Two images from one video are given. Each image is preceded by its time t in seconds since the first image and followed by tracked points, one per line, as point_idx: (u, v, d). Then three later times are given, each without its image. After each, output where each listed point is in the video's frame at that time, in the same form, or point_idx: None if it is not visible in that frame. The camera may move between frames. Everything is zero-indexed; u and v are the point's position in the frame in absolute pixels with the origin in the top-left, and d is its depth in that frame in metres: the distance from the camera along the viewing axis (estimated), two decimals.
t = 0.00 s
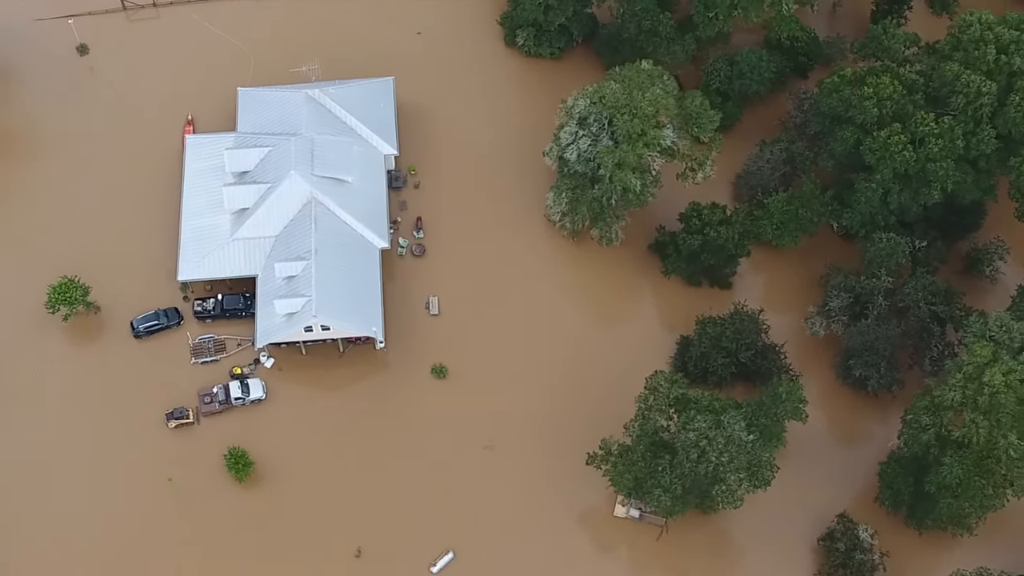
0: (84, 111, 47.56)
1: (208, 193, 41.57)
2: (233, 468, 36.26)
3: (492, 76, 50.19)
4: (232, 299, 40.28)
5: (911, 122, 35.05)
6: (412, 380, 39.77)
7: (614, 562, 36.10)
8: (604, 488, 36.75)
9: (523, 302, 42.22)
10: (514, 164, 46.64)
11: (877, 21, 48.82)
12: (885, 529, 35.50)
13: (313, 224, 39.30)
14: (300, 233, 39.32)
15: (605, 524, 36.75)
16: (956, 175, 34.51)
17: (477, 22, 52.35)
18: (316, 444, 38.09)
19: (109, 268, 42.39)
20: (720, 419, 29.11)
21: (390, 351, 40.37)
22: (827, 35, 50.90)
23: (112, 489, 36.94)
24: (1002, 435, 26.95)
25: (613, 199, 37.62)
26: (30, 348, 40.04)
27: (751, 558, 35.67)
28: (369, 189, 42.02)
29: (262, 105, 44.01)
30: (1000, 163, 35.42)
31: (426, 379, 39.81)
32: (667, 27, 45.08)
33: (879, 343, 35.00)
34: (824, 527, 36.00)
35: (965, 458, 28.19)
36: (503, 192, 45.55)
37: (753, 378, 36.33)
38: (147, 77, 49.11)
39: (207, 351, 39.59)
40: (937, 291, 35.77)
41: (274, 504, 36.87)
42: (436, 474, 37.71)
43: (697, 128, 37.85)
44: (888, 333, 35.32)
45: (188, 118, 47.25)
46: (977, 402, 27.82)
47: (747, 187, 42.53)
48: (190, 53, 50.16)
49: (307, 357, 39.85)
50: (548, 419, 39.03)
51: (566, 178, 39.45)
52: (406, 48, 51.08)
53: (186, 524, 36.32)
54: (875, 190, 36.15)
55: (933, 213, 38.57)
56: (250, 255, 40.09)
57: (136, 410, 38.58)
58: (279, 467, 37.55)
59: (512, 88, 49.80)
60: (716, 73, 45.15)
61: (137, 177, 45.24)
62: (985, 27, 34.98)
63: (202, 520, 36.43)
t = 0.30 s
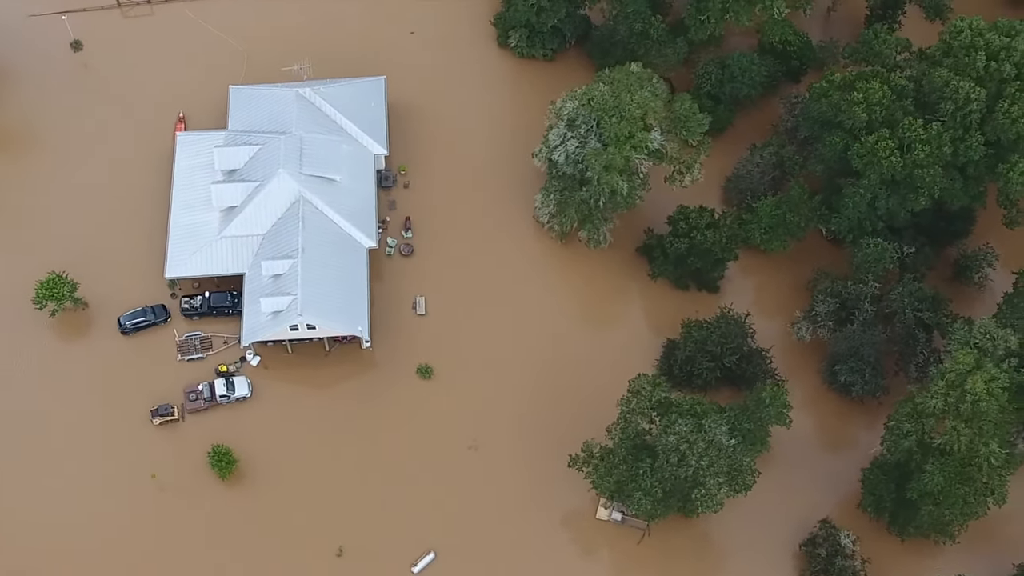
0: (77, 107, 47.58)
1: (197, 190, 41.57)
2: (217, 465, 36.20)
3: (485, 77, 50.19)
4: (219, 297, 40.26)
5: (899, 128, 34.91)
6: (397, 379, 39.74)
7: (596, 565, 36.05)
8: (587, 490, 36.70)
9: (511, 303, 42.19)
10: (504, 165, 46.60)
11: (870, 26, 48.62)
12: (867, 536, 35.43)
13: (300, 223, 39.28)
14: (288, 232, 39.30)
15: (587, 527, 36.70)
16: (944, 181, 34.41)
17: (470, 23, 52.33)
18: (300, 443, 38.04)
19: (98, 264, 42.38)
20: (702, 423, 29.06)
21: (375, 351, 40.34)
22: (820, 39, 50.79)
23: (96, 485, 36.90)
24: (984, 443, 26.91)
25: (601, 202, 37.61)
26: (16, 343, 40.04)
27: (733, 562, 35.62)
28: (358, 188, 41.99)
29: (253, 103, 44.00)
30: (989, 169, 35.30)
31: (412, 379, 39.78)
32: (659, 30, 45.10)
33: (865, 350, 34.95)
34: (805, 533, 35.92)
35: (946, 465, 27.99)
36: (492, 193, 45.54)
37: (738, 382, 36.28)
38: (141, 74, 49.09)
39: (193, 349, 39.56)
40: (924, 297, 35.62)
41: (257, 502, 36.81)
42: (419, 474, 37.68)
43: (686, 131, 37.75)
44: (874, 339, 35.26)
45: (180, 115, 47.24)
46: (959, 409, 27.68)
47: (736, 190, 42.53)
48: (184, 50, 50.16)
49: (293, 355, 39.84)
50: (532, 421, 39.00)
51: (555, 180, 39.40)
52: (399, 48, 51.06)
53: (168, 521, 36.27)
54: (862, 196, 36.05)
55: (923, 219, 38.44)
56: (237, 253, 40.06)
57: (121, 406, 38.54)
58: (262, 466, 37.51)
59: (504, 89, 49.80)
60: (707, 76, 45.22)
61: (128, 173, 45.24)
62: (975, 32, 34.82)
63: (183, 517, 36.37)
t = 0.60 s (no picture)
0: (70, 103, 47.60)
1: (187, 188, 41.59)
2: (201, 463, 36.24)
3: (477, 78, 50.19)
4: (206, 295, 40.26)
5: (887, 134, 34.76)
6: (383, 379, 39.74)
7: (577, 568, 36.00)
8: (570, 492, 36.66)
9: (499, 305, 42.18)
10: (495, 166, 46.57)
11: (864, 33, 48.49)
12: (849, 542, 35.37)
13: (288, 222, 39.29)
14: (276, 231, 39.32)
15: (570, 530, 36.66)
16: (931, 188, 34.29)
17: (464, 24, 52.33)
18: (284, 442, 38.02)
19: (87, 260, 42.37)
20: (683, 428, 29.02)
21: (362, 350, 40.32)
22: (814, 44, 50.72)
23: (79, 481, 36.85)
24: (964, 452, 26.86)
25: (589, 204, 37.62)
26: (4, 338, 40.04)
27: (714, 566, 35.57)
28: (347, 188, 42.00)
29: (245, 101, 44.01)
30: (978, 177, 35.16)
31: (397, 379, 39.76)
32: (651, 33, 45.11)
33: (850, 356, 34.92)
34: (788, 538, 35.84)
35: (927, 473, 27.80)
36: (482, 194, 45.51)
37: (723, 387, 36.25)
38: (134, 70, 49.11)
39: (180, 346, 39.54)
40: (911, 304, 35.49)
41: (240, 501, 36.78)
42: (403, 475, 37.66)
43: (674, 134, 37.69)
44: (860, 345, 35.22)
45: (173, 113, 47.25)
46: (941, 417, 27.59)
47: (726, 195, 42.60)
48: (178, 47, 50.18)
49: (279, 354, 39.83)
50: (517, 422, 38.97)
51: (544, 182, 39.41)
52: (393, 48, 51.06)
53: (151, 518, 36.23)
54: (850, 202, 35.93)
55: (912, 226, 38.32)
56: (225, 251, 40.05)
57: (107, 403, 38.51)
58: (246, 464, 37.49)
59: (497, 90, 49.79)
60: (698, 80, 45.24)
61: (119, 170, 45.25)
62: (966, 39, 34.62)
63: (167, 515, 36.31)
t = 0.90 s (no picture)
0: (71, 97, 47.76)
1: (184, 183, 41.67)
2: (189, 459, 36.28)
3: (477, 79, 50.22)
4: (201, 291, 40.35)
5: (883, 144, 34.55)
6: (374, 379, 39.81)
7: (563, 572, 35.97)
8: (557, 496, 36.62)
9: (492, 306, 42.21)
10: (491, 168, 46.58)
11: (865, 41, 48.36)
12: (835, 552, 35.31)
13: (283, 220, 39.38)
14: (270, 228, 39.37)
15: (557, 533, 36.64)
16: (926, 199, 34.06)
17: (465, 25, 52.37)
18: (274, 439, 38.07)
19: (83, 254, 42.47)
20: (670, 434, 28.99)
21: (354, 350, 40.37)
22: (815, 52, 50.60)
23: (68, 474, 36.90)
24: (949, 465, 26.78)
25: (584, 208, 37.64)
26: None
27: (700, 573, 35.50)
28: (343, 187, 42.05)
29: (244, 99, 44.11)
30: (974, 188, 34.90)
31: (388, 379, 39.81)
32: (650, 37, 45.16)
33: (841, 365, 34.77)
34: (774, 548, 35.76)
35: (913, 485, 27.76)
36: (479, 196, 45.53)
37: (714, 394, 36.19)
38: (136, 66, 49.22)
39: (173, 341, 39.63)
40: (903, 315, 35.39)
41: (227, 497, 36.81)
42: (391, 475, 37.67)
43: (670, 139, 37.58)
44: (851, 355, 35.10)
45: (173, 109, 47.35)
46: (928, 429, 27.50)
47: (723, 201, 42.51)
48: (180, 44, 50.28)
49: (271, 351, 39.91)
50: (507, 425, 38.96)
51: (540, 185, 39.51)
52: (393, 47, 51.11)
53: (138, 513, 36.26)
54: (845, 212, 35.73)
55: (908, 236, 38.14)
56: (220, 248, 40.11)
57: (98, 397, 38.57)
58: (235, 461, 37.53)
59: (496, 92, 49.82)
60: (697, 85, 45.23)
61: (117, 165, 45.36)
62: (965, 50, 34.28)
63: (155, 510, 36.36)
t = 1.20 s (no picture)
0: (79, 90, 48.07)
1: (187, 178, 41.87)
2: (183, 452, 36.42)
3: (483, 81, 50.29)
4: (200, 285, 40.57)
5: (885, 155, 34.26)
6: (370, 378, 39.95)
7: None
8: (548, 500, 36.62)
9: (490, 308, 42.27)
10: (494, 170, 46.62)
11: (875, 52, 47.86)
12: (825, 565, 35.19)
13: (284, 217, 39.53)
14: (270, 225, 39.52)
15: (546, 537, 36.64)
16: (926, 212, 33.78)
17: (473, 27, 52.47)
18: (267, 435, 38.23)
19: (86, 245, 42.73)
20: (660, 441, 28.90)
21: (351, 348, 40.52)
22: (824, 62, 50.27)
23: (63, 464, 37.11)
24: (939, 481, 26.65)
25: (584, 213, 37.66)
26: None
27: None
28: (345, 185, 42.18)
29: (249, 95, 44.27)
30: (976, 202, 34.64)
31: (384, 378, 39.95)
32: (656, 43, 45.14)
33: (837, 378, 34.57)
34: (763, 559, 35.59)
35: (902, 500, 27.62)
36: (481, 197, 45.60)
37: (708, 402, 36.12)
38: (144, 59, 49.48)
39: (172, 335, 39.84)
40: (901, 328, 35.17)
41: (219, 491, 36.94)
42: (383, 474, 37.77)
43: (672, 145, 37.55)
44: (847, 367, 34.93)
45: (179, 104, 47.58)
46: (920, 444, 27.34)
47: (725, 209, 42.39)
48: (188, 38, 50.51)
49: (268, 347, 40.11)
50: (500, 428, 39.02)
51: (541, 188, 39.49)
52: (401, 47, 51.24)
53: (131, 504, 36.43)
54: (845, 224, 35.50)
55: (909, 249, 37.88)
56: (221, 243, 40.27)
57: (96, 388, 38.79)
58: (228, 455, 37.67)
59: (501, 94, 49.86)
60: (702, 91, 45.15)
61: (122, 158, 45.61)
62: (971, 63, 33.97)
63: (148, 502, 36.52)
